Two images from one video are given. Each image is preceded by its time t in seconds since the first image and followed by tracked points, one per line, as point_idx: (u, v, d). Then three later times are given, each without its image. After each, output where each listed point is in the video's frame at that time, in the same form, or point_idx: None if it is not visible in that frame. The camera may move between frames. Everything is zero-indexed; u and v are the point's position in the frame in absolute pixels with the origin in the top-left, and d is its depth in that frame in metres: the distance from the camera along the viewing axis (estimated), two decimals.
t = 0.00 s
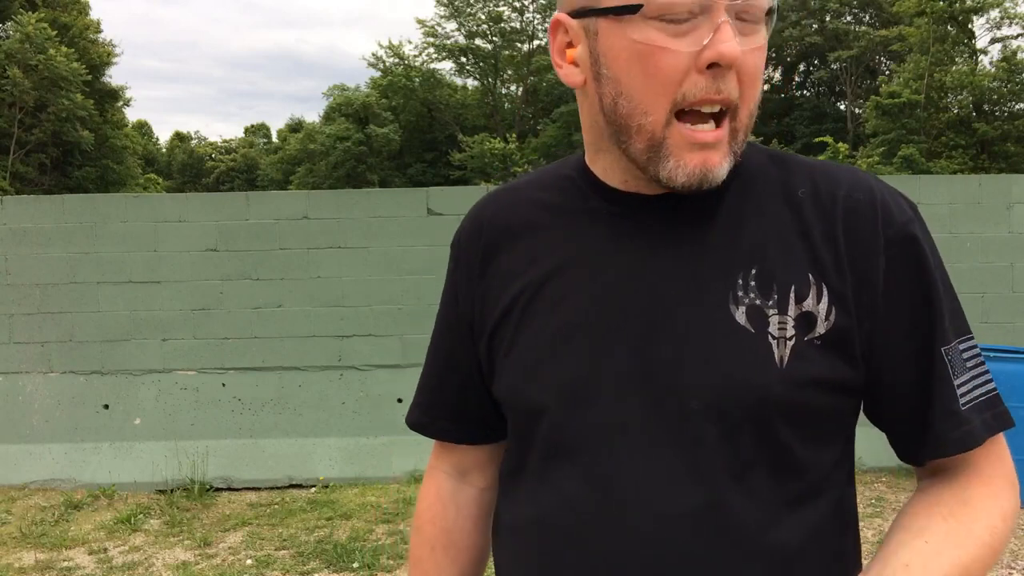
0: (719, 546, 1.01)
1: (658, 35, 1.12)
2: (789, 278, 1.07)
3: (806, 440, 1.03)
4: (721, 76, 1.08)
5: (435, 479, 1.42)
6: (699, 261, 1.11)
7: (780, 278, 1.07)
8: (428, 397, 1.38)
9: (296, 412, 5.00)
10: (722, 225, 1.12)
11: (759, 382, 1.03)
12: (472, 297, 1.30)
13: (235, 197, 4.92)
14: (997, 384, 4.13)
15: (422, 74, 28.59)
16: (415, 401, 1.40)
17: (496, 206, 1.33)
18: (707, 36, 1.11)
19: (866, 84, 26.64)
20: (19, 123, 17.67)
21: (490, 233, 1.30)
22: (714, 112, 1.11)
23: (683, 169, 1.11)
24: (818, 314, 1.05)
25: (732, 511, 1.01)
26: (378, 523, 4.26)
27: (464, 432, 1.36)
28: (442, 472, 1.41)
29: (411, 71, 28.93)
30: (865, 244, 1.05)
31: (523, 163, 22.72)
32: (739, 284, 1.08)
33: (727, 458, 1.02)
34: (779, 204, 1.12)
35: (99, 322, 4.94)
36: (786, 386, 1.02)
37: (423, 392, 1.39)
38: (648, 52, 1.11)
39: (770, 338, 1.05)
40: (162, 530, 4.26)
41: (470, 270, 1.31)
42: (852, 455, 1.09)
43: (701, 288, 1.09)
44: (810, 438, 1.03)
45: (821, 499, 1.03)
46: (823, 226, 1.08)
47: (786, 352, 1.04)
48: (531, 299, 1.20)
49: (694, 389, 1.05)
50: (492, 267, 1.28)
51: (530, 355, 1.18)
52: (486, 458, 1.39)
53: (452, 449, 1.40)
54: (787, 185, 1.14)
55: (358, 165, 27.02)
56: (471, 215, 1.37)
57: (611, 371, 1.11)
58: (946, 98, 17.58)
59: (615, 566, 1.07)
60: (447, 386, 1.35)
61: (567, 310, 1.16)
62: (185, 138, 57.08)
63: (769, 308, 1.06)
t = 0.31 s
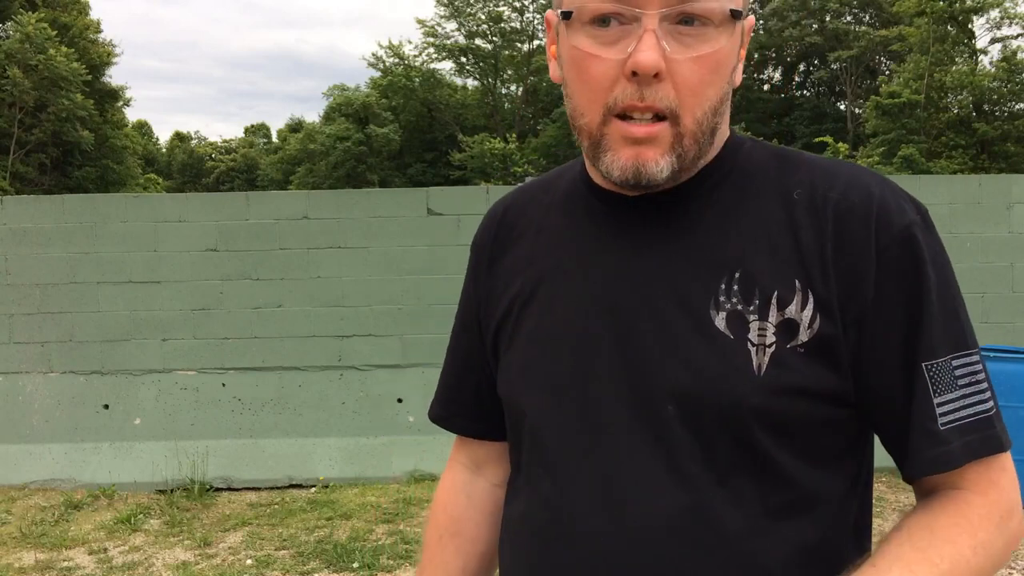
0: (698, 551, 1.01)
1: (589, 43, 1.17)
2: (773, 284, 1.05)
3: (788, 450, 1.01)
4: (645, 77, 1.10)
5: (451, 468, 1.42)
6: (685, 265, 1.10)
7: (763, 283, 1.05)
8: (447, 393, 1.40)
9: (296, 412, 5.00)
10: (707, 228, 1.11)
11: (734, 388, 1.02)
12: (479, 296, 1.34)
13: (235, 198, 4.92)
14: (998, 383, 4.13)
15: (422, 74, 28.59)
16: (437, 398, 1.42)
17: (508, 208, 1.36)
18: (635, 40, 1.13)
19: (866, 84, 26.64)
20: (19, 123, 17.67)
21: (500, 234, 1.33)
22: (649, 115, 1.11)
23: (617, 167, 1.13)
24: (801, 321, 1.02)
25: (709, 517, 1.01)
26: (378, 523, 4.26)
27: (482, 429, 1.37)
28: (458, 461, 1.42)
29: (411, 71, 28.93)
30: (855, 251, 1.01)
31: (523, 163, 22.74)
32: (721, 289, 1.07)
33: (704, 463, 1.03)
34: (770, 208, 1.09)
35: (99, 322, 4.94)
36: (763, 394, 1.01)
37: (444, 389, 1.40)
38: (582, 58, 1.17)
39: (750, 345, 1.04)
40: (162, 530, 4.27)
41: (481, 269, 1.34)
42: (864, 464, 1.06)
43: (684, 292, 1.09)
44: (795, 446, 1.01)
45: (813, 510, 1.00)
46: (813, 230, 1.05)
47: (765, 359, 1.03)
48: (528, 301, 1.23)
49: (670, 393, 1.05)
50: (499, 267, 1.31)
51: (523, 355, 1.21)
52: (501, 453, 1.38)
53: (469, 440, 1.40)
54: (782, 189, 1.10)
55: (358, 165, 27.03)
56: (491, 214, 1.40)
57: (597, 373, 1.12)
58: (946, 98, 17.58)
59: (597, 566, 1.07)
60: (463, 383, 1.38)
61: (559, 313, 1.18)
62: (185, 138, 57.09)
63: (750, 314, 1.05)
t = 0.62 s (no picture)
0: (696, 550, 1.01)
1: (576, 58, 1.15)
2: (777, 286, 1.04)
3: (788, 453, 1.01)
4: (628, 91, 1.08)
5: (456, 465, 1.42)
6: (688, 266, 1.10)
7: (767, 285, 1.05)
8: (454, 386, 1.40)
9: (296, 411, 4.99)
10: (710, 229, 1.11)
11: (735, 391, 1.02)
12: (485, 292, 1.34)
13: (235, 197, 4.92)
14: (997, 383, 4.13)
15: (422, 74, 28.58)
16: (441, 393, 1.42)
17: (517, 205, 1.36)
18: (619, 54, 1.11)
19: (865, 84, 26.64)
20: (19, 123, 17.67)
21: (508, 231, 1.33)
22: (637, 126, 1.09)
23: (608, 178, 1.12)
24: (805, 325, 1.02)
25: (707, 519, 1.01)
26: (378, 523, 4.26)
27: (487, 426, 1.37)
28: (463, 458, 1.41)
29: (410, 71, 28.93)
30: (861, 255, 1.01)
31: (523, 163, 22.75)
32: (725, 290, 1.07)
33: (705, 464, 1.03)
34: (775, 209, 1.09)
35: (98, 322, 4.94)
36: (764, 396, 1.01)
37: (450, 383, 1.41)
38: (571, 72, 1.15)
39: (751, 347, 1.04)
40: (162, 530, 4.26)
41: (488, 265, 1.34)
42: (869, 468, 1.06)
43: (686, 293, 1.09)
44: (796, 449, 1.01)
45: (813, 513, 1.00)
46: (819, 233, 1.04)
47: (767, 361, 1.03)
48: (532, 299, 1.23)
49: (668, 393, 1.05)
50: (505, 263, 1.31)
51: (526, 354, 1.21)
52: (506, 452, 1.38)
53: (474, 438, 1.40)
54: (790, 191, 1.10)
55: (358, 165, 27.03)
56: (500, 209, 1.40)
57: (599, 373, 1.12)
58: (946, 98, 17.58)
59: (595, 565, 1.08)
60: (469, 379, 1.38)
61: (562, 313, 1.18)
62: (185, 138, 57.11)
63: (753, 315, 1.05)
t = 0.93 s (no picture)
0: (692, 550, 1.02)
1: (587, 63, 1.13)
2: (775, 288, 1.04)
3: (785, 456, 1.01)
4: (643, 98, 1.07)
5: (457, 464, 1.42)
6: (688, 268, 1.10)
7: (766, 287, 1.05)
8: (452, 384, 1.40)
9: (296, 411, 5.00)
10: (709, 230, 1.11)
11: (732, 393, 1.02)
12: (485, 290, 1.34)
13: (235, 197, 4.92)
14: (997, 383, 4.13)
15: (422, 74, 28.57)
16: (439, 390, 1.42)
17: (517, 204, 1.36)
18: (632, 60, 1.09)
19: (866, 84, 26.63)
20: (19, 122, 17.67)
21: (509, 229, 1.33)
22: (652, 132, 1.09)
23: (623, 183, 1.12)
24: (804, 327, 1.02)
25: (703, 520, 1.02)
26: (378, 523, 4.26)
27: (487, 424, 1.37)
28: (463, 457, 1.41)
29: (411, 71, 28.93)
30: (857, 257, 1.00)
31: (523, 163, 22.75)
32: (724, 292, 1.07)
33: (702, 466, 1.03)
34: (774, 211, 1.09)
35: (99, 322, 4.94)
36: (762, 398, 1.01)
37: (448, 380, 1.41)
38: (581, 77, 1.14)
39: (748, 350, 1.04)
40: (162, 530, 4.27)
41: (488, 263, 1.34)
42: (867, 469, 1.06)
43: (685, 294, 1.09)
44: (794, 453, 1.01)
45: (810, 515, 1.01)
46: (817, 235, 1.04)
47: (763, 364, 1.03)
48: (531, 298, 1.24)
49: (667, 395, 1.06)
50: (505, 262, 1.31)
51: (526, 352, 1.21)
52: (506, 449, 1.38)
53: (476, 437, 1.40)
54: (789, 193, 1.10)
55: (358, 165, 27.03)
56: (501, 207, 1.40)
57: (599, 374, 1.12)
58: (947, 98, 17.58)
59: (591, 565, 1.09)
60: (468, 377, 1.38)
61: (561, 313, 1.18)
62: (185, 138, 57.11)
63: (751, 318, 1.04)
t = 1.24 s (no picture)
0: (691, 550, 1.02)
1: (590, 62, 1.13)
2: (774, 288, 1.04)
3: (784, 456, 1.01)
4: (647, 95, 1.07)
5: (455, 464, 1.42)
6: (687, 269, 1.10)
7: (763, 287, 1.05)
8: (450, 384, 1.39)
9: (296, 412, 5.00)
10: (708, 231, 1.11)
11: (731, 392, 1.02)
12: (483, 289, 1.34)
13: (235, 197, 4.92)
14: (997, 383, 4.13)
15: (422, 74, 28.57)
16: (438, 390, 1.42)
17: (516, 203, 1.36)
18: (636, 58, 1.09)
19: (866, 84, 26.63)
20: (19, 122, 17.67)
21: (507, 229, 1.33)
22: (655, 130, 1.09)
23: (627, 181, 1.12)
24: (801, 327, 1.02)
25: (700, 520, 1.01)
26: (378, 523, 4.26)
27: (484, 423, 1.37)
28: (461, 457, 1.41)
29: (410, 71, 28.93)
30: (854, 258, 1.00)
31: (523, 163, 22.75)
32: (721, 292, 1.07)
33: (700, 466, 1.03)
34: (772, 212, 1.09)
35: (99, 322, 4.94)
36: (761, 399, 1.01)
37: (445, 380, 1.41)
38: (584, 77, 1.14)
39: (746, 350, 1.04)
40: (162, 530, 4.27)
41: (486, 262, 1.34)
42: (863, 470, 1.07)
43: (684, 294, 1.09)
44: (793, 454, 1.01)
45: (808, 516, 1.01)
46: (813, 236, 1.04)
47: (761, 364, 1.03)
48: (529, 299, 1.24)
49: (665, 394, 1.05)
50: (503, 263, 1.31)
51: (524, 352, 1.21)
52: (505, 450, 1.38)
53: (473, 437, 1.39)
54: (786, 193, 1.10)
55: (358, 165, 27.04)
56: (499, 207, 1.40)
57: (597, 374, 1.12)
58: (946, 98, 17.58)
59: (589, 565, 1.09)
60: (465, 377, 1.38)
61: (559, 313, 1.18)
62: (185, 138, 57.12)
63: (749, 318, 1.04)
